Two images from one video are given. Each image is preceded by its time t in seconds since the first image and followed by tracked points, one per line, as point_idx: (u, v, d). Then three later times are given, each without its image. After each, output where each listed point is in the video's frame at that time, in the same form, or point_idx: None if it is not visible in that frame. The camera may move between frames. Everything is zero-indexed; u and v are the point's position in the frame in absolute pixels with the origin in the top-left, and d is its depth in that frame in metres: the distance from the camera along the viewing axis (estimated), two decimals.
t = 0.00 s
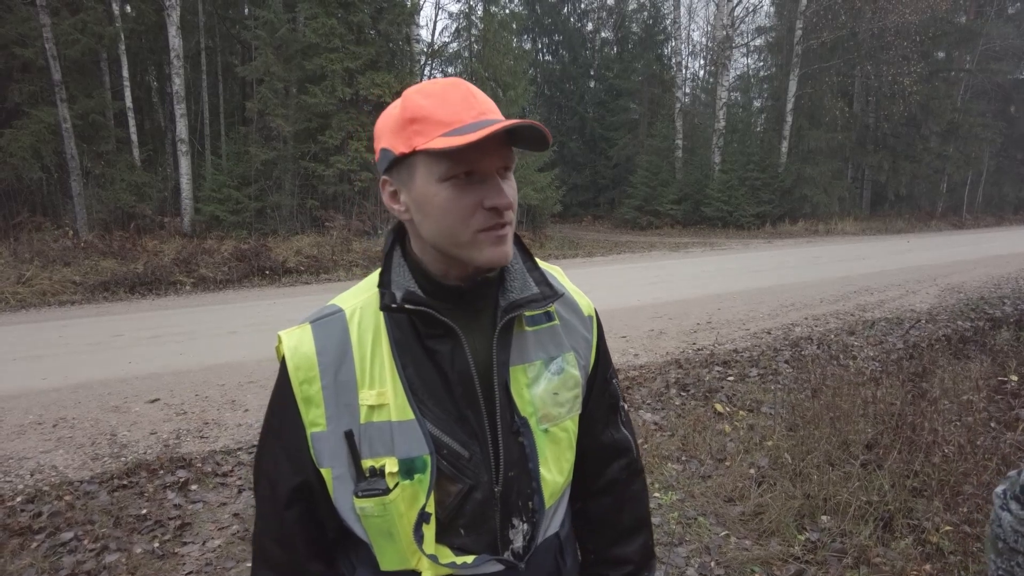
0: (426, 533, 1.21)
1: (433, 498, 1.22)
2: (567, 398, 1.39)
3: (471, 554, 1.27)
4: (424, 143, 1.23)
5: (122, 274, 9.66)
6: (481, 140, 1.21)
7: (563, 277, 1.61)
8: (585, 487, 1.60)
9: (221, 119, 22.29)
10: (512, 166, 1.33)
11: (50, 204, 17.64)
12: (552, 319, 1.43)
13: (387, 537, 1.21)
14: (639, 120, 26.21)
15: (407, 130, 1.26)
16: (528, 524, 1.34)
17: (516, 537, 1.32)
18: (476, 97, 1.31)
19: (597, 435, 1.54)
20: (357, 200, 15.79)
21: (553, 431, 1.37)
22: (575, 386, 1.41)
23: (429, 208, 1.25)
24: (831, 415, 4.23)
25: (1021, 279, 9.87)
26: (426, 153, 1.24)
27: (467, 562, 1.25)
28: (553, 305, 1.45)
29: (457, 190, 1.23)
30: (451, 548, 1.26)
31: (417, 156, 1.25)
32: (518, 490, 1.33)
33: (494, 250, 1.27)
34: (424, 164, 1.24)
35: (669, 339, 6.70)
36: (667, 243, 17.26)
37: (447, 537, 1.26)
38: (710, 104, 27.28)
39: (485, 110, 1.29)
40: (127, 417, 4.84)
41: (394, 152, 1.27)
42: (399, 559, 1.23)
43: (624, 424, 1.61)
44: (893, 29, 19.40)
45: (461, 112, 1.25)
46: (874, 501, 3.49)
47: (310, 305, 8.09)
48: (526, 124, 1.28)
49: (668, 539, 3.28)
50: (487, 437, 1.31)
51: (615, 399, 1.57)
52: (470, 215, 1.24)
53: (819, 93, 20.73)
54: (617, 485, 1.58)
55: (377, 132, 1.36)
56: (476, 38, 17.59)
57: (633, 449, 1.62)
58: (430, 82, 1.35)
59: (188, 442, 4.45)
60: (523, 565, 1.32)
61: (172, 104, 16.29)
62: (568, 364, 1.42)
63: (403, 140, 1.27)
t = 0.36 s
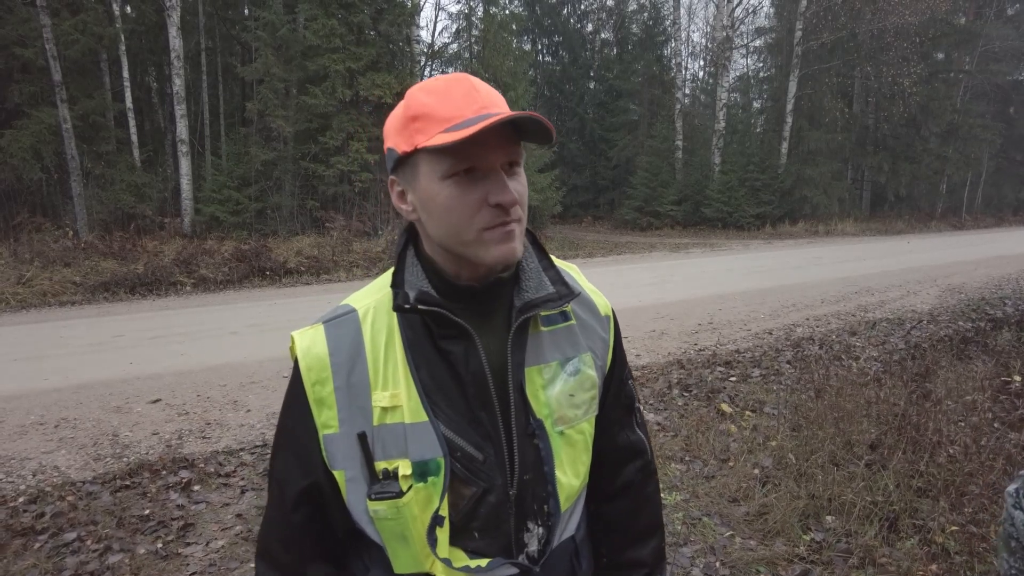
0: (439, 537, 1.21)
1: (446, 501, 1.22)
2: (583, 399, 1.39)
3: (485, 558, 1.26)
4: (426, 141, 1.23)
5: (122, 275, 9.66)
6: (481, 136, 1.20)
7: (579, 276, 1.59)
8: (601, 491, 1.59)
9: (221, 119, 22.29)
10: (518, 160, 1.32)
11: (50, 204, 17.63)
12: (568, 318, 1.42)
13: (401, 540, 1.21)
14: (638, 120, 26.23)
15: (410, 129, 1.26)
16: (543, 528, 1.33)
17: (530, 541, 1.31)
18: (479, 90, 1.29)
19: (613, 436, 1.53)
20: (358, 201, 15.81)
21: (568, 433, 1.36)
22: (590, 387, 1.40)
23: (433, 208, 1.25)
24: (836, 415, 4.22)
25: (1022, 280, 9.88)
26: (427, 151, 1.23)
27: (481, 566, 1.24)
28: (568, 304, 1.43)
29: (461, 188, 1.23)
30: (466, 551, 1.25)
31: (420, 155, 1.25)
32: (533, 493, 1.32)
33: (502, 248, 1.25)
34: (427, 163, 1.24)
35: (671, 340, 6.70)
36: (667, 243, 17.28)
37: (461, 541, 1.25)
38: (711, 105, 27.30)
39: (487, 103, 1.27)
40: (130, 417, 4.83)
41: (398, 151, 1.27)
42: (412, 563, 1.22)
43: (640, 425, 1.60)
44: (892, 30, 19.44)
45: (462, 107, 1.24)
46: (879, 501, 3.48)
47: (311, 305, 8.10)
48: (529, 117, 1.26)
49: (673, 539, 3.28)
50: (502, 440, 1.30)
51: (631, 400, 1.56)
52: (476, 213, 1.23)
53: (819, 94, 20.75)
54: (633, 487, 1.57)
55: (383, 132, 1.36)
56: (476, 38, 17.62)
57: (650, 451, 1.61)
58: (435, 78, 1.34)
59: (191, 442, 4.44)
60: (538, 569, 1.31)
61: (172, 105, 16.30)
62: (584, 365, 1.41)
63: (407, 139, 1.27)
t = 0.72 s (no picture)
0: (434, 540, 1.20)
1: (442, 504, 1.21)
2: (581, 401, 1.39)
3: (482, 561, 1.26)
4: (423, 141, 1.23)
5: (121, 276, 9.64)
6: (481, 137, 1.20)
7: (578, 276, 1.59)
8: (603, 491, 1.58)
9: (220, 120, 22.28)
10: (517, 160, 1.32)
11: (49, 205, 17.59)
12: (566, 319, 1.42)
13: (396, 544, 1.20)
14: (637, 121, 26.25)
15: (407, 129, 1.26)
16: (540, 531, 1.33)
17: (527, 544, 1.31)
18: (477, 90, 1.29)
19: (614, 437, 1.53)
20: (356, 202, 15.80)
21: (566, 435, 1.36)
22: (589, 389, 1.40)
23: (431, 210, 1.24)
24: (834, 415, 4.22)
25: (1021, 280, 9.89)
26: (426, 151, 1.23)
27: (477, 569, 1.23)
28: (566, 305, 1.43)
29: (459, 188, 1.23)
30: (462, 555, 1.25)
31: (417, 155, 1.25)
32: (530, 495, 1.31)
33: (501, 250, 1.25)
34: (425, 163, 1.24)
35: (670, 340, 6.71)
36: (666, 244, 17.29)
37: (457, 544, 1.25)
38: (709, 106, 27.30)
39: (486, 104, 1.27)
40: (128, 418, 4.82)
41: (395, 151, 1.27)
42: (407, 567, 1.22)
43: (641, 427, 1.60)
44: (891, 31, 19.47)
45: (461, 107, 1.24)
46: (878, 501, 3.48)
47: (311, 306, 8.09)
48: (529, 117, 1.26)
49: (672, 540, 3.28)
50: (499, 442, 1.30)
51: (633, 402, 1.56)
52: (475, 213, 1.23)
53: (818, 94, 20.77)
54: (633, 489, 1.57)
55: (378, 131, 1.36)
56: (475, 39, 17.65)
57: (651, 453, 1.60)
58: (432, 77, 1.34)
59: (190, 443, 4.43)
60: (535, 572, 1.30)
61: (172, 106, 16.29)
62: (582, 366, 1.41)
63: (403, 139, 1.26)
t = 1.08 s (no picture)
0: (418, 546, 1.20)
1: (425, 509, 1.21)
2: (565, 404, 1.39)
3: (465, 567, 1.26)
4: (415, 135, 1.22)
5: (117, 277, 9.62)
6: (474, 133, 1.20)
7: (561, 278, 1.59)
8: (584, 495, 1.59)
9: (218, 120, 22.23)
10: (508, 159, 1.32)
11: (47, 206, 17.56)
12: (551, 321, 1.42)
13: (380, 550, 1.19)
14: (636, 122, 26.26)
15: (399, 122, 1.25)
16: (524, 535, 1.33)
17: (511, 549, 1.31)
18: (470, 87, 1.30)
19: (599, 439, 1.54)
20: (354, 203, 15.79)
21: (550, 438, 1.36)
22: (573, 392, 1.41)
23: (421, 206, 1.24)
24: (829, 415, 4.22)
25: (1018, 280, 9.88)
26: (416, 146, 1.23)
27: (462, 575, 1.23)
28: (551, 307, 1.44)
29: (451, 184, 1.23)
30: (446, 560, 1.25)
31: (408, 149, 1.24)
32: (514, 499, 1.32)
33: (490, 248, 1.26)
34: (416, 158, 1.23)
35: (667, 341, 6.70)
36: (665, 244, 17.28)
37: (441, 549, 1.25)
38: (708, 106, 27.30)
39: (478, 101, 1.28)
40: (123, 419, 4.81)
41: (385, 145, 1.26)
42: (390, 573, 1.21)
43: (624, 428, 1.61)
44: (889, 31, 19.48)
45: (455, 103, 1.24)
46: (872, 501, 3.49)
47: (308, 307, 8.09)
48: (522, 114, 1.27)
49: (666, 540, 3.29)
50: (483, 446, 1.30)
51: (616, 404, 1.57)
52: (465, 211, 1.23)
53: (816, 95, 20.83)
54: (617, 490, 1.57)
55: (367, 124, 1.35)
56: (473, 40, 17.68)
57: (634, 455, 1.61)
58: (423, 72, 1.33)
59: (184, 445, 4.42)
60: None
61: (170, 107, 16.29)
62: (567, 369, 1.41)
63: (395, 133, 1.26)
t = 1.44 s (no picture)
0: (372, 550, 1.24)
1: (380, 512, 1.25)
2: (533, 410, 1.40)
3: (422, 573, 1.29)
4: (373, 138, 1.24)
5: (116, 277, 9.61)
6: (431, 137, 1.21)
7: (535, 280, 1.60)
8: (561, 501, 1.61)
9: (217, 121, 22.20)
10: (470, 162, 1.33)
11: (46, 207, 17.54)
12: (519, 324, 1.43)
13: (334, 554, 1.24)
14: (636, 122, 26.25)
15: (357, 125, 1.26)
16: (483, 542, 1.35)
17: (471, 556, 1.33)
18: (431, 88, 1.30)
19: (573, 445, 1.54)
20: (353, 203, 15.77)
21: (515, 444, 1.37)
22: (541, 396, 1.42)
23: (381, 209, 1.26)
24: (824, 416, 4.21)
25: (1018, 280, 9.86)
26: (375, 149, 1.24)
27: None
28: (519, 309, 1.45)
29: (410, 189, 1.24)
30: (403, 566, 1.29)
31: (367, 152, 1.26)
32: (474, 506, 1.34)
33: (451, 254, 1.27)
34: (375, 161, 1.25)
35: (663, 341, 6.69)
36: (664, 244, 17.22)
37: (398, 555, 1.28)
38: (708, 107, 27.29)
39: (439, 103, 1.28)
40: (117, 420, 4.80)
41: (345, 147, 1.28)
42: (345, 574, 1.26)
43: (605, 433, 1.60)
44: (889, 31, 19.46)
45: (413, 105, 1.25)
46: (865, 503, 3.48)
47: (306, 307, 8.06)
48: (482, 118, 1.28)
49: (658, 543, 3.30)
50: (444, 450, 1.32)
51: (592, 409, 1.57)
52: (425, 215, 1.25)
53: (815, 95, 20.86)
54: (598, 499, 1.57)
55: (330, 126, 1.37)
56: (473, 40, 17.68)
57: (616, 461, 1.60)
58: (386, 74, 1.35)
59: (178, 446, 4.41)
60: None
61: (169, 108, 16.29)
62: (535, 373, 1.42)
63: (353, 135, 1.27)
